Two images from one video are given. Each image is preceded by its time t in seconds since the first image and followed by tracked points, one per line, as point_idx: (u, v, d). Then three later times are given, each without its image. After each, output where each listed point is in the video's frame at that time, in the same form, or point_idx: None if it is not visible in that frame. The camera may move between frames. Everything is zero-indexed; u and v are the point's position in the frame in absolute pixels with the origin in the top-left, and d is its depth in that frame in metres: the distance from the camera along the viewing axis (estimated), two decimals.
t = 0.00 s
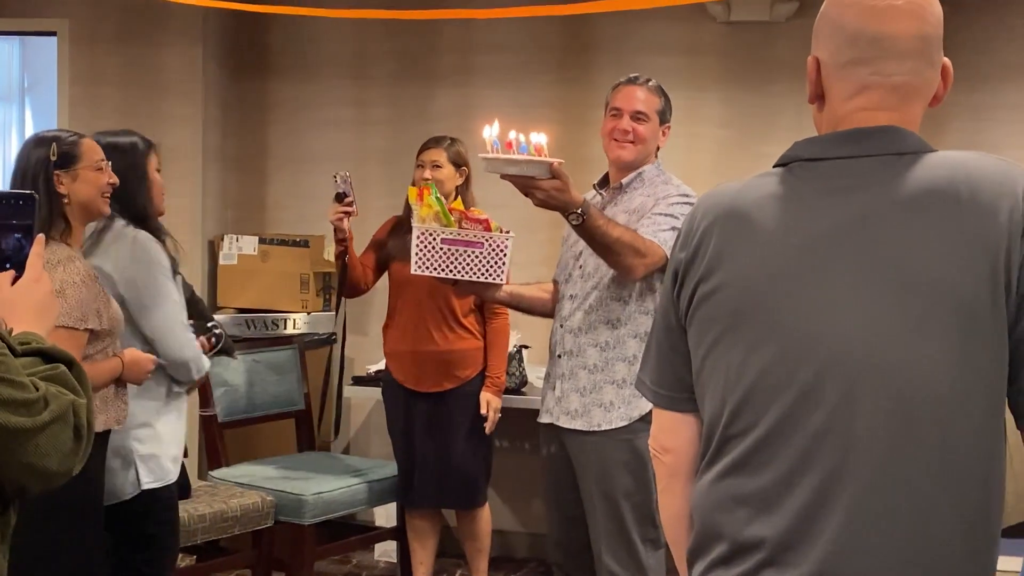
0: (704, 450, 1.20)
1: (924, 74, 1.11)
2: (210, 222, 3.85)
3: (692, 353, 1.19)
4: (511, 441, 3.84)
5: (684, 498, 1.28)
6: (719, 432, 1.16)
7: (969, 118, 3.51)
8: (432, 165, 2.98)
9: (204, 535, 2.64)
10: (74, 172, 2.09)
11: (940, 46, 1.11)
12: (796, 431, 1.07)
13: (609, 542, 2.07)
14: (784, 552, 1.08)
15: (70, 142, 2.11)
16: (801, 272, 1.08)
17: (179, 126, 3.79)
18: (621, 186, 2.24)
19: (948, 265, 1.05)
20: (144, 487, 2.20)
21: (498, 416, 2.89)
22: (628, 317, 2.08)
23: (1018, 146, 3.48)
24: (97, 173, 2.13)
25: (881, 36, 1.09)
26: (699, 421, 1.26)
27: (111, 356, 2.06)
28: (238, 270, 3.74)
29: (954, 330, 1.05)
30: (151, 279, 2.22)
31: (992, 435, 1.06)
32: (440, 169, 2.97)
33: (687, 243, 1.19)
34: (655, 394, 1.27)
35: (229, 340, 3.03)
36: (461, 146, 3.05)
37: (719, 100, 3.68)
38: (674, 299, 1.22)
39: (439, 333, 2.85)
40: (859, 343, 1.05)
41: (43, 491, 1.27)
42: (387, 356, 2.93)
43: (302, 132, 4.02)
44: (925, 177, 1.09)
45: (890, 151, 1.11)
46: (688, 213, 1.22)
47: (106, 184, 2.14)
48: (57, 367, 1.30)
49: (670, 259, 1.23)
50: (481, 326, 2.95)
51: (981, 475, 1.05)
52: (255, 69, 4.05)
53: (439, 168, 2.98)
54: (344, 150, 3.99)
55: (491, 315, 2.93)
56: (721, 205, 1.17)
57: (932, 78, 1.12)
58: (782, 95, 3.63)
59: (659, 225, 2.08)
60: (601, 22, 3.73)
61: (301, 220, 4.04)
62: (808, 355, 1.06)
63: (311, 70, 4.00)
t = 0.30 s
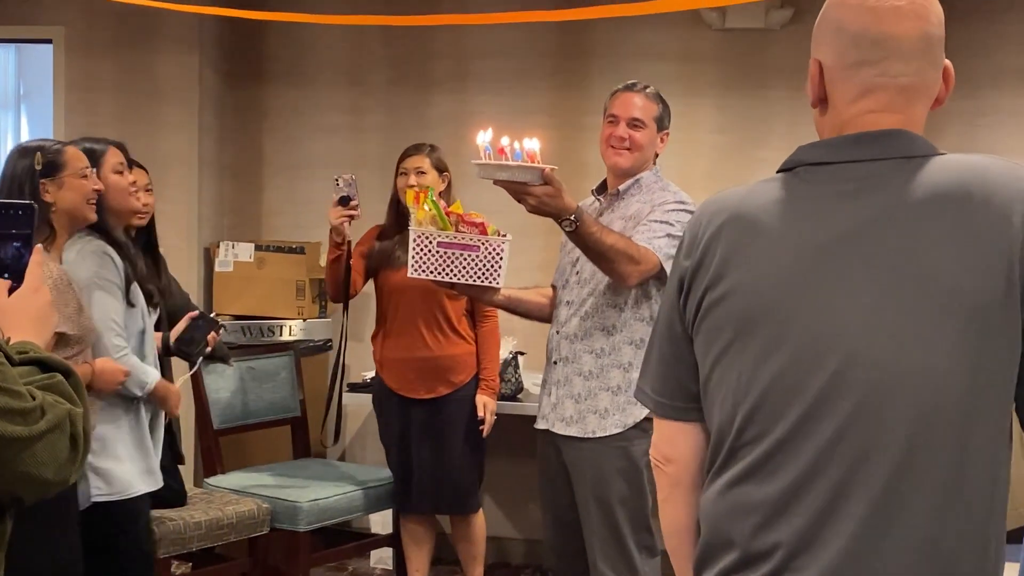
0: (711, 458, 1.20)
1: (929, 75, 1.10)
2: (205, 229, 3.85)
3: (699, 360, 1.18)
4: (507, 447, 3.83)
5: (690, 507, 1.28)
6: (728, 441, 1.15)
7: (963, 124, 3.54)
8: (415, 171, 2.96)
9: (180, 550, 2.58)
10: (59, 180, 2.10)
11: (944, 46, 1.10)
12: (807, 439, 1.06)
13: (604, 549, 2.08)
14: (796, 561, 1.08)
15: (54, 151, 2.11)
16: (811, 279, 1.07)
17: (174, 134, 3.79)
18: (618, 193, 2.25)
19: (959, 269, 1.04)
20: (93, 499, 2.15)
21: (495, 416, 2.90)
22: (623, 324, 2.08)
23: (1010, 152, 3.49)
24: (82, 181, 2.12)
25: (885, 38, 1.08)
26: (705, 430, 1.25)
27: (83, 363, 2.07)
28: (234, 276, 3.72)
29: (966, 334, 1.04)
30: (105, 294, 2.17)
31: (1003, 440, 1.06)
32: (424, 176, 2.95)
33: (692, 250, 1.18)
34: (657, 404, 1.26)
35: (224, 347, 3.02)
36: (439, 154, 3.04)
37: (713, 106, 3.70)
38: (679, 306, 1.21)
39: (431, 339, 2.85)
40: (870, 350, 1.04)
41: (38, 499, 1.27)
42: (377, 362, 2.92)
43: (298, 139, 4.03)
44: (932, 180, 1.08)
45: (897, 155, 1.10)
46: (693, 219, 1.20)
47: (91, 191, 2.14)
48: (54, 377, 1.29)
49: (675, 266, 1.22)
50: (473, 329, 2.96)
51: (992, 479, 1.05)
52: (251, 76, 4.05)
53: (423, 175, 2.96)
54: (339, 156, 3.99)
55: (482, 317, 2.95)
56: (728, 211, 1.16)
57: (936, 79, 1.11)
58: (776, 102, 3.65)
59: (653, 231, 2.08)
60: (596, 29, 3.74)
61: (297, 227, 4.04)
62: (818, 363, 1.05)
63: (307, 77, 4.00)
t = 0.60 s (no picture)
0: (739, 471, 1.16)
1: (966, 79, 1.06)
2: (198, 237, 3.85)
3: (727, 369, 1.15)
4: (500, 455, 3.83)
5: (716, 525, 1.24)
6: (756, 452, 1.12)
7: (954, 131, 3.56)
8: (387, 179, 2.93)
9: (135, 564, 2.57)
10: (21, 186, 2.00)
11: (979, 46, 1.06)
12: (837, 451, 1.03)
13: (598, 556, 2.08)
14: None
15: (19, 158, 2.02)
16: (842, 286, 1.03)
17: (166, 142, 3.79)
18: (612, 201, 2.25)
19: (1002, 278, 0.99)
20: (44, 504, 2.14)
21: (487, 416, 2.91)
22: (618, 332, 2.08)
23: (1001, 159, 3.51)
24: (44, 190, 2.02)
25: (920, 43, 1.03)
26: (730, 445, 1.22)
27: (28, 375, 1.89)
28: (226, 284, 3.72)
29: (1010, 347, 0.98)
30: (75, 305, 2.15)
31: None
32: (394, 183, 2.92)
33: (720, 257, 1.14)
34: (680, 419, 1.22)
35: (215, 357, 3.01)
36: (406, 163, 3.04)
37: (706, 114, 3.71)
38: (707, 314, 1.17)
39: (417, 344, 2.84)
40: (904, 360, 0.99)
41: (33, 508, 1.27)
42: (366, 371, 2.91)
43: (291, 146, 4.03)
44: (971, 184, 1.03)
45: (934, 158, 1.05)
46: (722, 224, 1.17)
47: (54, 200, 2.04)
48: (49, 386, 1.29)
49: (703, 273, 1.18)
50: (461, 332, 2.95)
51: None
52: (244, 83, 4.05)
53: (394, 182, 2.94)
54: (332, 164, 3.99)
55: (468, 319, 2.94)
56: (757, 216, 1.11)
57: (971, 83, 1.06)
58: (767, 109, 3.66)
59: (648, 239, 2.09)
60: (589, 37, 3.76)
61: (290, 234, 4.04)
62: (849, 373, 1.01)
63: (300, 84, 4.00)
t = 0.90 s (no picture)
0: (773, 489, 1.10)
1: None
2: (196, 243, 3.85)
3: (768, 380, 1.09)
4: (498, 461, 3.83)
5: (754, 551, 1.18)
6: (794, 470, 1.05)
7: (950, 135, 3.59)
8: (371, 185, 2.90)
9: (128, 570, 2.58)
10: None
11: None
12: (885, 471, 0.96)
13: (599, 563, 2.07)
14: None
15: None
16: (897, 294, 0.97)
17: (163, 148, 3.79)
18: (611, 206, 2.25)
19: None
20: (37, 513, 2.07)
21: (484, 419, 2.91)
22: (620, 338, 2.08)
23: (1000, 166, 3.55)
24: (1, 197, 1.93)
25: (1000, 68, 0.96)
26: (766, 467, 1.16)
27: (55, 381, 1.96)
28: (223, 291, 3.72)
29: None
30: (52, 310, 2.09)
31: None
32: (380, 189, 2.89)
33: (765, 258, 1.08)
34: (716, 435, 1.17)
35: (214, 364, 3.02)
36: (390, 166, 2.99)
37: (703, 118, 3.71)
38: (752, 320, 1.11)
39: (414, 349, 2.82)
40: (962, 378, 0.93)
41: (32, 516, 1.26)
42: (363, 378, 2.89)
43: (288, 152, 4.02)
44: None
45: (997, 165, 0.99)
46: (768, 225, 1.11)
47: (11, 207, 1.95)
48: (48, 394, 1.28)
49: (748, 276, 1.12)
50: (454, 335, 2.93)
51: None
52: (241, 89, 4.05)
53: (379, 188, 2.91)
54: (329, 170, 3.99)
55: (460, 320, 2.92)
56: (806, 217, 1.05)
57: None
58: (765, 114, 3.67)
59: (648, 246, 2.08)
60: (585, 42, 3.76)
61: (288, 241, 4.04)
62: (903, 387, 0.95)
63: (298, 90, 4.00)
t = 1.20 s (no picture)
0: (780, 501, 1.06)
1: None
2: (192, 250, 3.85)
3: (779, 388, 1.05)
4: (495, 467, 3.82)
5: (743, 557, 1.14)
6: (810, 482, 1.01)
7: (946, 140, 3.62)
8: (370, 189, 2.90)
9: None
10: None
11: None
12: (916, 483, 0.93)
13: (599, 568, 2.07)
14: None
15: None
16: (927, 303, 0.94)
17: (159, 154, 3.79)
18: (610, 212, 2.26)
19: None
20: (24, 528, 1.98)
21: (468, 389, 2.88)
22: (620, 343, 2.08)
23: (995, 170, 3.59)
24: None
25: (1003, 66, 0.95)
26: (762, 469, 1.12)
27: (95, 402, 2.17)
28: (220, 298, 3.72)
29: None
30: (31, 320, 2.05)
31: None
32: (380, 195, 2.91)
33: (777, 260, 1.04)
34: (712, 438, 1.12)
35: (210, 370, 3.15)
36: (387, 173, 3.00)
37: (700, 123, 3.72)
38: (758, 324, 1.06)
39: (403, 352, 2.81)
40: (994, 390, 0.91)
41: (30, 525, 1.26)
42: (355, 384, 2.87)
43: (285, 158, 4.02)
44: None
45: (1014, 170, 0.97)
46: (773, 225, 1.06)
47: None
48: (46, 402, 1.28)
49: (752, 277, 1.07)
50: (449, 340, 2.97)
51: None
52: (237, 96, 4.04)
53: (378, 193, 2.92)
54: (325, 176, 3.99)
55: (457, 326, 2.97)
56: (821, 219, 1.02)
57: None
58: (762, 119, 3.69)
59: (648, 252, 2.09)
60: (581, 48, 3.77)
61: (284, 247, 4.03)
62: (933, 399, 0.92)
63: (295, 96, 4.00)
